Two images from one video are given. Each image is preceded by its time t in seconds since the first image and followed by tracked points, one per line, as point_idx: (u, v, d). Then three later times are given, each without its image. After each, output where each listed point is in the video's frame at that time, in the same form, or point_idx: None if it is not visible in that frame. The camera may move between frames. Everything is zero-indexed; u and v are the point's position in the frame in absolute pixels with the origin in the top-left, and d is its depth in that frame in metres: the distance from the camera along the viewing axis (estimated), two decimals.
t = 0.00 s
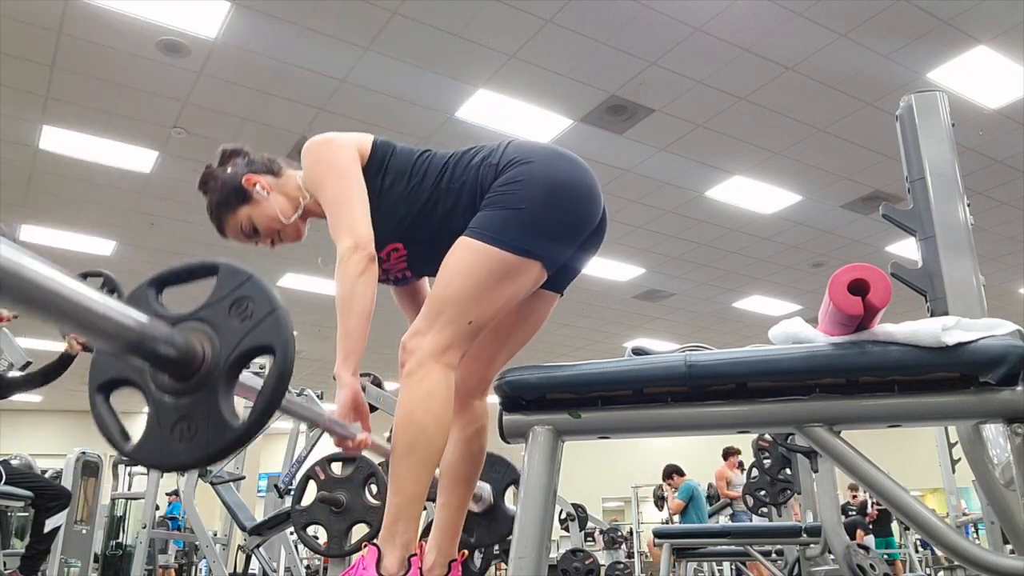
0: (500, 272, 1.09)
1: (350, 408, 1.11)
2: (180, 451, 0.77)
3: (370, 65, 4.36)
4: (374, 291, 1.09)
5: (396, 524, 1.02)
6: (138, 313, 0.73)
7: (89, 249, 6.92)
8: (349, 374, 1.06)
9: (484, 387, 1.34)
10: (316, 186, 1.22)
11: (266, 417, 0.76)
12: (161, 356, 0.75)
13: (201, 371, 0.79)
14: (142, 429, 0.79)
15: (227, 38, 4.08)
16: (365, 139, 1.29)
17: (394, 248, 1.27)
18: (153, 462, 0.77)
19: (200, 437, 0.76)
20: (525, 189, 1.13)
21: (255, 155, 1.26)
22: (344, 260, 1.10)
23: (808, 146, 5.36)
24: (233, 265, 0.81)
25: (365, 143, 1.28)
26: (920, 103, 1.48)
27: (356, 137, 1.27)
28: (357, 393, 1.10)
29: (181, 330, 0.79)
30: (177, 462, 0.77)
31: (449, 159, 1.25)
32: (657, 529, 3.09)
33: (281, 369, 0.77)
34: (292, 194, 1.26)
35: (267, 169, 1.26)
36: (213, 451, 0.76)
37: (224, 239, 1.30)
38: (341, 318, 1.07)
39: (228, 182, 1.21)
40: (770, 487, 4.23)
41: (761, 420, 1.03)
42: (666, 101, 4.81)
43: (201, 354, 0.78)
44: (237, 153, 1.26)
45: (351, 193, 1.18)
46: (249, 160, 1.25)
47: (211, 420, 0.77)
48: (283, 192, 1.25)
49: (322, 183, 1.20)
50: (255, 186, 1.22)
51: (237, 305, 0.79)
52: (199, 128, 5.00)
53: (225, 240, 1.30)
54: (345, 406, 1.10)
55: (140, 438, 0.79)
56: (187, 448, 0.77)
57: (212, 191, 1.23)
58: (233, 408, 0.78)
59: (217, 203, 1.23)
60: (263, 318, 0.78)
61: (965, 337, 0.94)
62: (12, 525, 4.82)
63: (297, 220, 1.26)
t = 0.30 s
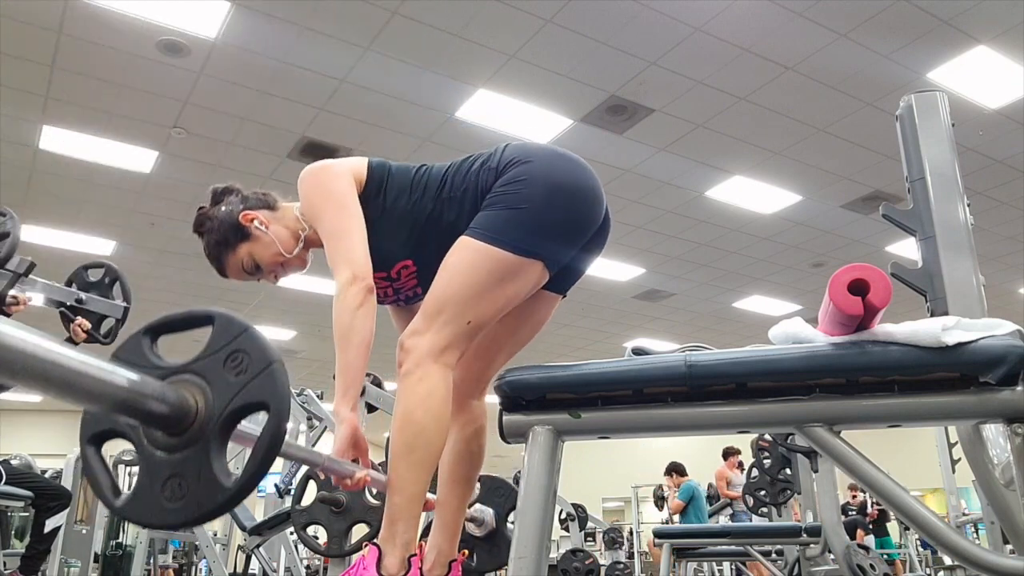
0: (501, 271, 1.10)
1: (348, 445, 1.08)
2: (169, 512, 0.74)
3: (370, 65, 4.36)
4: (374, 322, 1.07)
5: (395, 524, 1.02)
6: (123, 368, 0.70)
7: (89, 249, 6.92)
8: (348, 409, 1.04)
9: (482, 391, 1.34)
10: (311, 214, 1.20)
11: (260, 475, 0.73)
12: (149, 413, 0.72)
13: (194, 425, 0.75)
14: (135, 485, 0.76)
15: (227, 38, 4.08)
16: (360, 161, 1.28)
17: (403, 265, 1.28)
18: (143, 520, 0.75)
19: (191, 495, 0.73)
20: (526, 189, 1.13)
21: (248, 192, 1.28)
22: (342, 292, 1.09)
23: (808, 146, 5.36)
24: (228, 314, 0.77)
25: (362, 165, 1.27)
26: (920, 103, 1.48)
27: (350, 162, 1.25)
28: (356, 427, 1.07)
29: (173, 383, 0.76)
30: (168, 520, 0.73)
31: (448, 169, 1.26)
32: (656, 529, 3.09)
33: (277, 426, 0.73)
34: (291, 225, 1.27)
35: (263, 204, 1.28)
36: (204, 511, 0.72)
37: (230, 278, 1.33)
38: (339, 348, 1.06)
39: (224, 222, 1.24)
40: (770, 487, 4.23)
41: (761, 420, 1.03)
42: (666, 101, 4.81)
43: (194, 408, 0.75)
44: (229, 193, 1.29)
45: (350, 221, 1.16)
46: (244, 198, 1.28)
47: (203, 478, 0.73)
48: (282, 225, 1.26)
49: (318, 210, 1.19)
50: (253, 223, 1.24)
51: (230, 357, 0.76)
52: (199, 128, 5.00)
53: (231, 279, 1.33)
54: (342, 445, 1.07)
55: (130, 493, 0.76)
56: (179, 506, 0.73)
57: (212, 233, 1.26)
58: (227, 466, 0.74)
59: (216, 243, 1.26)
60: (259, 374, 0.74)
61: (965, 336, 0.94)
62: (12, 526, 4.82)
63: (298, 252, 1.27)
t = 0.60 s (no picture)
0: (501, 272, 1.10)
1: (347, 462, 1.07)
2: (169, 531, 0.84)
3: (370, 65, 4.36)
4: (372, 339, 1.07)
5: (395, 525, 1.01)
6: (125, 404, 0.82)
7: (89, 249, 6.92)
8: (346, 426, 1.04)
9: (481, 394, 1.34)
10: (311, 227, 1.20)
11: (251, 498, 0.82)
12: (148, 444, 0.83)
13: (189, 452, 0.86)
14: (135, 513, 0.87)
15: (228, 39, 4.08)
16: (358, 171, 1.28)
17: (408, 272, 1.27)
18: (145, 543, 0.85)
19: (186, 521, 0.83)
20: (527, 190, 1.13)
21: (246, 205, 1.29)
22: (342, 307, 1.08)
23: (808, 146, 5.35)
24: (222, 346, 0.88)
25: (360, 176, 1.27)
26: (920, 103, 1.48)
27: (347, 173, 1.25)
28: (356, 443, 1.06)
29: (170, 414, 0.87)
30: (167, 546, 0.84)
31: (449, 172, 1.26)
32: (656, 529, 3.09)
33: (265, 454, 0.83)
34: (290, 237, 1.27)
35: (262, 216, 1.29)
36: (198, 534, 0.82)
37: (231, 290, 1.34)
38: (338, 364, 1.06)
39: (224, 234, 1.25)
40: (770, 487, 4.23)
41: (761, 420, 1.03)
42: (666, 101, 4.82)
43: (188, 436, 0.86)
44: (228, 207, 1.30)
45: (349, 237, 1.15)
46: (243, 211, 1.29)
47: (197, 504, 0.84)
48: (281, 237, 1.27)
49: (316, 223, 1.19)
50: (253, 235, 1.25)
51: (222, 389, 0.86)
52: (199, 128, 5.00)
53: (232, 291, 1.34)
54: (341, 462, 1.07)
55: (133, 517, 0.87)
56: (176, 531, 0.84)
57: (212, 247, 1.27)
58: (218, 493, 0.84)
59: (215, 256, 1.27)
60: (248, 402, 0.84)
61: (965, 336, 0.94)
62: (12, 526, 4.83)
63: (299, 263, 1.28)
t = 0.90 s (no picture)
0: (503, 272, 1.10)
1: (350, 437, 1.04)
2: (167, 498, 0.78)
3: (370, 65, 4.36)
4: (374, 318, 1.07)
5: (398, 523, 1.02)
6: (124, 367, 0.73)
7: (89, 249, 6.92)
8: (349, 403, 1.01)
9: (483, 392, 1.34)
10: (312, 208, 1.20)
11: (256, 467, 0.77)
12: (147, 409, 0.75)
13: (190, 419, 0.79)
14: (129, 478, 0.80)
15: (228, 38, 4.08)
16: (360, 155, 1.28)
17: (403, 260, 1.28)
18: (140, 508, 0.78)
19: (186, 490, 0.77)
20: (527, 191, 1.13)
21: (251, 181, 1.27)
22: (343, 288, 1.09)
23: (808, 146, 5.36)
24: (225, 313, 0.81)
25: (362, 159, 1.27)
26: (920, 103, 1.49)
27: (351, 155, 1.25)
28: (357, 420, 1.03)
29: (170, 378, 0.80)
30: (164, 511, 0.78)
31: (449, 164, 1.26)
32: (657, 528, 3.10)
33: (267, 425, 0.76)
34: (292, 216, 1.26)
35: (265, 193, 1.27)
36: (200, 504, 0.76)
37: (230, 265, 1.34)
38: (340, 344, 1.05)
39: (227, 210, 1.24)
40: (770, 487, 4.22)
41: (761, 421, 1.03)
42: (666, 102, 4.82)
43: (190, 403, 0.79)
44: (232, 181, 1.28)
45: (351, 219, 1.16)
46: (246, 187, 1.27)
47: (199, 470, 0.78)
48: (284, 216, 1.26)
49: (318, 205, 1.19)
50: (254, 212, 1.24)
51: (226, 356, 0.79)
52: (200, 128, 5.00)
53: (231, 266, 1.34)
54: (342, 437, 1.03)
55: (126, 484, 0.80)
56: (174, 499, 0.78)
57: (212, 221, 1.26)
58: (221, 463, 0.79)
59: (217, 231, 1.26)
60: (254, 370, 0.78)
61: (965, 336, 0.94)
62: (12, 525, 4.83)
63: (300, 244, 1.27)
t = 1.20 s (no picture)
0: (499, 272, 1.09)
1: (353, 371, 1.12)
2: (182, 398, 0.82)
3: (370, 65, 4.36)
4: (376, 258, 1.11)
5: (398, 524, 1.02)
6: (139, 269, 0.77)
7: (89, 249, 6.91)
8: (350, 337, 1.08)
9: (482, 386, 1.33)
10: (314, 154, 1.22)
11: (264, 368, 0.81)
12: (161, 311, 0.79)
13: (201, 324, 0.83)
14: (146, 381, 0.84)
15: (228, 39, 4.08)
16: (365, 112, 1.27)
17: (386, 224, 1.26)
18: (156, 407, 0.83)
19: (199, 388, 0.81)
20: (522, 190, 1.12)
21: (261, 117, 1.24)
22: (346, 228, 1.12)
23: (809, 146, 5.36)
24: (232, 224, 0.85)
25: (366, 115, 1.27)
26: (920, 103, 1.49)
27: (359, 108, 1.26)
28: (360, 355, 1.11)
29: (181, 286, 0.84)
30: (178, 411, 0.82)
31: (446, 140, 1.24)
32: (657, 528, 3.10)
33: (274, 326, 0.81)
34: (293, 158, 1.24)
35: (271, 130, 1.24)
36: (212, 401, 0.81)
37: (228, 198, 1.30)
38: (344, 283, 1.10)
39: (233, 143, 1.21)
40: (770, 487, 4.22)
41: (760, 421, 1.03)
42: (666, 102, 4.82)
43: (201, 309, 0.83)
44: (242, 114, 1.25)
45: (354, 165, 1.17)
46: (254, 122, 1.23)
47: (210, 370, 0.82)
48: (285, 157, 1.23)
49: (320, 153, 1.21)
50: (258, 149, 1.21)
51: (233, 264, 0.84)
52: (200, 128, 5.00)
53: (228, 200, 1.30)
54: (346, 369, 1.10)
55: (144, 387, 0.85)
56: (187, 397, 0.82)
57: (217, 150, 1.23)
58: (231, 362, 0.83)
59: (221, 162, 1.23)
60: (260, 276, 0.82)
61: (965, 336, 0.94)
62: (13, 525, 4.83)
63: (297, 187, 1.25)
